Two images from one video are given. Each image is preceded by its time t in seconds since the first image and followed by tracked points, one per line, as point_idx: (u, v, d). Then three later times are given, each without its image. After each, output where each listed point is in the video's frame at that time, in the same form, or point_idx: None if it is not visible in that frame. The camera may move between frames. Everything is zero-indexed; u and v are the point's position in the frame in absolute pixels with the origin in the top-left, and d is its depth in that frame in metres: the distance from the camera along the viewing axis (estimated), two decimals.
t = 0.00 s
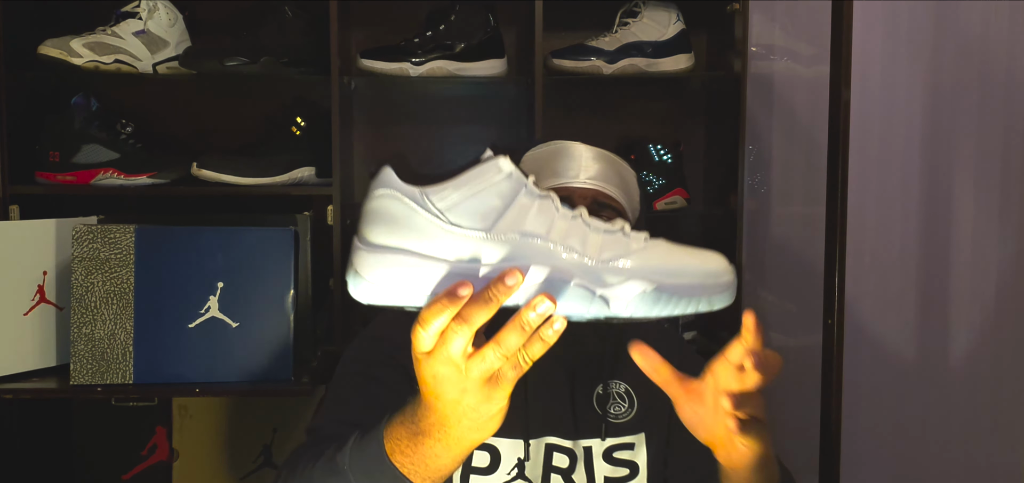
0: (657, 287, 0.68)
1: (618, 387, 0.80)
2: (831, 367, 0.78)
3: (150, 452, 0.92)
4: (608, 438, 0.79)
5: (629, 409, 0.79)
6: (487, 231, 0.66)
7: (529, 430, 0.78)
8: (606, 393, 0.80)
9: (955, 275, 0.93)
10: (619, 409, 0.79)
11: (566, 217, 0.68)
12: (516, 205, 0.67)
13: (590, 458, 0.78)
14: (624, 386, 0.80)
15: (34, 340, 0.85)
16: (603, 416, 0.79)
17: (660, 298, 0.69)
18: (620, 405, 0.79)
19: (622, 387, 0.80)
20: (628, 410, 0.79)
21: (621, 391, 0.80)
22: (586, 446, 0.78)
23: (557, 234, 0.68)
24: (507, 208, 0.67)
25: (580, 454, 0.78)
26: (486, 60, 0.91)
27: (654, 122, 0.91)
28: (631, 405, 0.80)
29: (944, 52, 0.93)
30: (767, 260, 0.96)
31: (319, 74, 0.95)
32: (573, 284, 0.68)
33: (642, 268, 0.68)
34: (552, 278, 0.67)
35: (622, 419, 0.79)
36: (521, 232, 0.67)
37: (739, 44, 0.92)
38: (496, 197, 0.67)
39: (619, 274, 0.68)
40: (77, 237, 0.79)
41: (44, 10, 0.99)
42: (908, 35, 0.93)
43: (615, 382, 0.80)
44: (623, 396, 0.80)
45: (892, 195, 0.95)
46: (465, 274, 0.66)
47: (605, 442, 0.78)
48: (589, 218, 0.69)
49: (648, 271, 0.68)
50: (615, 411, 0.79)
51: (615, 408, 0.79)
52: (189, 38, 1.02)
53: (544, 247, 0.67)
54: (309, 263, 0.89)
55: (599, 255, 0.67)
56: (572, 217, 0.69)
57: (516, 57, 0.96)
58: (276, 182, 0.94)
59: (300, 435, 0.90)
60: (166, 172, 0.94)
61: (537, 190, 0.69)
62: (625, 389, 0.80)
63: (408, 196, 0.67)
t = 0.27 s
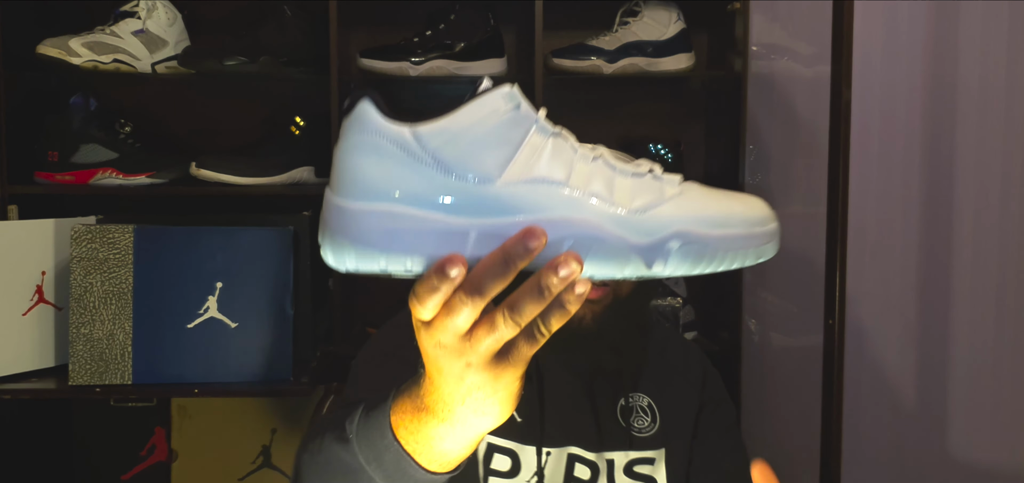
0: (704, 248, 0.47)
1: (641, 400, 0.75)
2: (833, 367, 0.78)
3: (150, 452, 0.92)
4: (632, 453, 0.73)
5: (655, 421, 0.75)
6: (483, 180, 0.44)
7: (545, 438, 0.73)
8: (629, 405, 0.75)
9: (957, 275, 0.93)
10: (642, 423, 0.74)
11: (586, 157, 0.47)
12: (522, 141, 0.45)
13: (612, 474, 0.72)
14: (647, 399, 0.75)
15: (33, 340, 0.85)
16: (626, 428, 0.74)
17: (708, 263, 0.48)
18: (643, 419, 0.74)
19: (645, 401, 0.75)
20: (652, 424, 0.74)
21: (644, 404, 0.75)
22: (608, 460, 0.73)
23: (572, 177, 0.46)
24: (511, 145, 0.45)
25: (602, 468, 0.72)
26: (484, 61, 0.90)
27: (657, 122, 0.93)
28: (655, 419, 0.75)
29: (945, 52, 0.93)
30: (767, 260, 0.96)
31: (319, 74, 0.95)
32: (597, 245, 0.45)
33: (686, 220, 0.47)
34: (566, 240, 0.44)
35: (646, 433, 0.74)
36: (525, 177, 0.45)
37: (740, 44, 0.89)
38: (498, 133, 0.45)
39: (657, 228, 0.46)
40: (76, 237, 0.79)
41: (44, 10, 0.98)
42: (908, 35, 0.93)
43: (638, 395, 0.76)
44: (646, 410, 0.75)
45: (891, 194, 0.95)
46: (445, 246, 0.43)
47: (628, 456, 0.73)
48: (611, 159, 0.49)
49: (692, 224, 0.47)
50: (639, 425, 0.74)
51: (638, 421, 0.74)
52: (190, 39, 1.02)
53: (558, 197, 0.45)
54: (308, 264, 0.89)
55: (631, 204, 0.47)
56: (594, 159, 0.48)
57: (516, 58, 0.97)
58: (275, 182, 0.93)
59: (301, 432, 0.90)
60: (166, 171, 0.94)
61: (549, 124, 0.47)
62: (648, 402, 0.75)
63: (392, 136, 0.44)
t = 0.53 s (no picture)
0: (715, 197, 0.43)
1: (661, 408, 0.75)
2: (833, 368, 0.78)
3: (150, 452, 0.92)
4: (654, 464, 0.72)
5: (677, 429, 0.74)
6: (456, 139, 0.40)
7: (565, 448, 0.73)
8: (650, 414, 0.75)
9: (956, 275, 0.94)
10: (663, 432, 0.74)
11: (574, 103, 0.44)
12: (499, 91, 0.42)
13: None
14: (667, 407, 0.75)
15: (32, 340, 0.85)
16: (650, 440, 0.73)
17: (722, 213, 0.44)
18: (664, 427, 0.74)
19: (665, 408, 0.75)
20: (673, 432, 0.74)
21: (664, 412, 0.75)
22: (630, 472, 0.71)
23: (559, 127, 0.43)
24: (486, 98, 0.41)
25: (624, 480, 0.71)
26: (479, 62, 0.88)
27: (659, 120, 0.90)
28: (676, 426, 0.74)
29: (944, 52, 0.93)
30: (766, 260, 0.96)
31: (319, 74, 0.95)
32: (593, 205, 0.41)
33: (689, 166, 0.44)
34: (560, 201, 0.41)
35: (667, 442, 0.73)
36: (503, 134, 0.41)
37: (740, 43, 0.90)
38: (469, 81, 0.41)
39: (662, 179, 0.43)
40: (77, 237, 0.79)
41: (43, 11, 0.99)
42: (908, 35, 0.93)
43: (658, 403, 0.75)
44: (667, 418, 0.74)
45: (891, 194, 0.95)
46: (418, 219, 0.39)
47: (650, 468, 0.71)
48: (605, 102, 0.45)
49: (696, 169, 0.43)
50: (660, 434, 0.73)
51: (659, 430, 0.74)
52: (190, 39, 1.02)
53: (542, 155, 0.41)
54: (308, 264, 0.88)
55: (629, 152, 0.44)
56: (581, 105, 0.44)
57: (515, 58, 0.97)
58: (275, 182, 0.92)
59: (301, 434, 0.90)
60: (166, 171, 0.93)
61: (529, 67, 0.43)
62: (669, 410, 0.75)
63: (346, 98, 0.39)
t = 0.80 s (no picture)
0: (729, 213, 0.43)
1: (673, 415, 0.74)
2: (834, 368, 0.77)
3: (150, 452, 0.92)
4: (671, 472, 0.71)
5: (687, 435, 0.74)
6: (460, 147, 0.40)
7: (578, 459, 0.70)
8: (663, 422, 0.73)
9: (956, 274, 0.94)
10: (676, 439, 0.73)
11: (584, 107, 0.44)
12: (503, 96, 0.42)
13: None
14: (679, 414, 0.74)
15: (33, 341, 0.85)
16: (663, 447, 0.72)
17: (737, 226, 0.43)
18: (676, 434, 0.73)
19: (677, 416, 0.74)
20: (685, 439, 0.73)
21: (676, 419, 0.74)
22: None
23: (569, 132, 0.42)
24: (489, 104, 0.41)
25: None
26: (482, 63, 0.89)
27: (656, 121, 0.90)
28: (688, 431, 0.74)
29: (945, 52, 0.93)
30: (767, 260, 0.95)
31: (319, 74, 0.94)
32: (604, 217, 0.41)
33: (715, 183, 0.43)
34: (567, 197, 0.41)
35: (680, 449, 0.73)
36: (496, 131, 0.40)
37: (742, 44, 0.90)
38: (472, 85, 0.41)
39: (675, 190, 0.42)
40: (76, 237, 0.79)
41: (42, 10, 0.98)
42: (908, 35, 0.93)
43: (671, 410, 0.74)
44: (678, 424, 0.74)
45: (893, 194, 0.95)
46: (417, 232, 0.39)
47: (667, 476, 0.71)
48: (619, 108, 0.45)
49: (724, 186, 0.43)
50: (673, 442, 0.73)
51: (672, 437, 0.73)
52: (189, 39, 1.02)
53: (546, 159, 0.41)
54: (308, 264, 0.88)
55: (641, 162, 0.43)
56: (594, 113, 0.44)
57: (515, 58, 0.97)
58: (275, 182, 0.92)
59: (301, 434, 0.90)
60: (166, 171, 0.93)
61: (537, 71, 0.43)
62: (680, 417, 0.74)
63: (345, 104, 0.39)
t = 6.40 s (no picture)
0: (672, 344, 0.55)
1: (688, 408, 0.75)
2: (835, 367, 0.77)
3: (149, 451, 0.92)
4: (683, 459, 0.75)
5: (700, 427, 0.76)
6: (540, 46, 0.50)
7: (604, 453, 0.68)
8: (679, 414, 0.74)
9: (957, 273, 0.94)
10: (689, 429, 0.76)
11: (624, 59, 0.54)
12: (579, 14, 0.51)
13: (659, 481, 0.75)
14: (693, 407, 0.75)
15: (30, 340, 0.85)
16: (678, 439, 0.75)
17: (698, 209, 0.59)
18: (690, 424, 0.76)
19: (691, 408, 0.75)
20: (698, 429, 0.76)
21: (690, 411, 0.75)
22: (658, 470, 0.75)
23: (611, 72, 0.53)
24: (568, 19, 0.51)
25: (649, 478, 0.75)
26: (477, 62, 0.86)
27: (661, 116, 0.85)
28: (702, 424, 0.76)
29: (948, 50, 0.92)
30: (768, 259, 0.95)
31: (318, 72, 0.94)
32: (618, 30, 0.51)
33: (653, 243, 0.55)
34: (551, 159, 0.51)
35: (693, 439, 0.76)
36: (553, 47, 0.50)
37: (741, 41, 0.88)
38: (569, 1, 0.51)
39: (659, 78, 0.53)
40: (73, 237, 0.78)
41: (38, 8, 0.98)
42: (912, 32, 0.92)
43: (686, 403, 0.74)
44: (692, 416, 0.76)
45: (896, 193, 0.94)
46: None
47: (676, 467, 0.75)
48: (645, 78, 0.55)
49: (657, 253, 0.55)
50: (687, 432, 0.76)
51: (686, 428, 0.75)
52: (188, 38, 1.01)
53: (573, 80, 0.51)
54: (308, 263, 0.88)
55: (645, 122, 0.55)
56: (625, 56, 0.52)
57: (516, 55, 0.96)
58: (273, 181, 0.92)
59: (300, 433, 0.91)
60: (163, 171, 0.92)
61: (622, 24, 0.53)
62: (694, 409, 0.76)
63: None
